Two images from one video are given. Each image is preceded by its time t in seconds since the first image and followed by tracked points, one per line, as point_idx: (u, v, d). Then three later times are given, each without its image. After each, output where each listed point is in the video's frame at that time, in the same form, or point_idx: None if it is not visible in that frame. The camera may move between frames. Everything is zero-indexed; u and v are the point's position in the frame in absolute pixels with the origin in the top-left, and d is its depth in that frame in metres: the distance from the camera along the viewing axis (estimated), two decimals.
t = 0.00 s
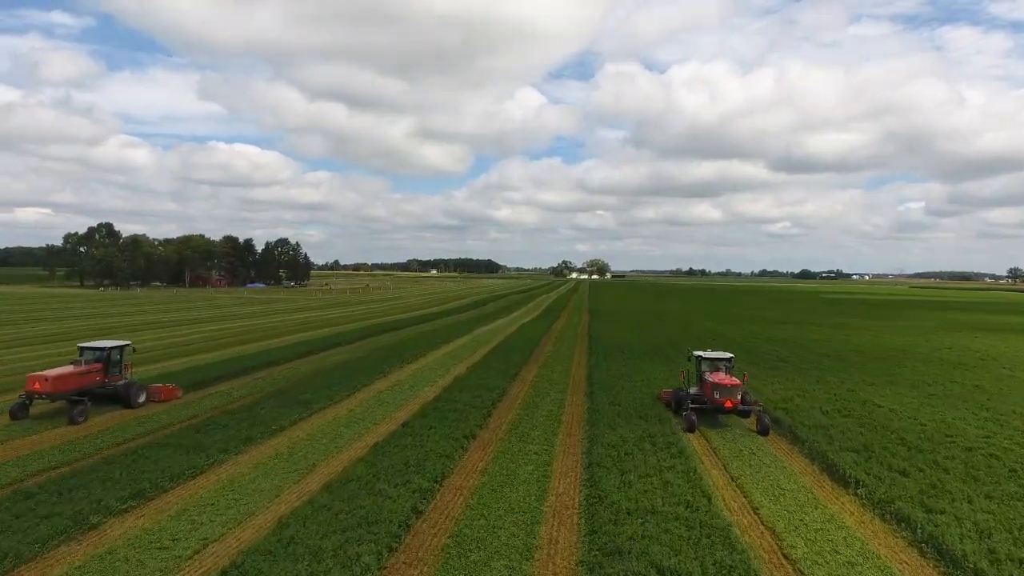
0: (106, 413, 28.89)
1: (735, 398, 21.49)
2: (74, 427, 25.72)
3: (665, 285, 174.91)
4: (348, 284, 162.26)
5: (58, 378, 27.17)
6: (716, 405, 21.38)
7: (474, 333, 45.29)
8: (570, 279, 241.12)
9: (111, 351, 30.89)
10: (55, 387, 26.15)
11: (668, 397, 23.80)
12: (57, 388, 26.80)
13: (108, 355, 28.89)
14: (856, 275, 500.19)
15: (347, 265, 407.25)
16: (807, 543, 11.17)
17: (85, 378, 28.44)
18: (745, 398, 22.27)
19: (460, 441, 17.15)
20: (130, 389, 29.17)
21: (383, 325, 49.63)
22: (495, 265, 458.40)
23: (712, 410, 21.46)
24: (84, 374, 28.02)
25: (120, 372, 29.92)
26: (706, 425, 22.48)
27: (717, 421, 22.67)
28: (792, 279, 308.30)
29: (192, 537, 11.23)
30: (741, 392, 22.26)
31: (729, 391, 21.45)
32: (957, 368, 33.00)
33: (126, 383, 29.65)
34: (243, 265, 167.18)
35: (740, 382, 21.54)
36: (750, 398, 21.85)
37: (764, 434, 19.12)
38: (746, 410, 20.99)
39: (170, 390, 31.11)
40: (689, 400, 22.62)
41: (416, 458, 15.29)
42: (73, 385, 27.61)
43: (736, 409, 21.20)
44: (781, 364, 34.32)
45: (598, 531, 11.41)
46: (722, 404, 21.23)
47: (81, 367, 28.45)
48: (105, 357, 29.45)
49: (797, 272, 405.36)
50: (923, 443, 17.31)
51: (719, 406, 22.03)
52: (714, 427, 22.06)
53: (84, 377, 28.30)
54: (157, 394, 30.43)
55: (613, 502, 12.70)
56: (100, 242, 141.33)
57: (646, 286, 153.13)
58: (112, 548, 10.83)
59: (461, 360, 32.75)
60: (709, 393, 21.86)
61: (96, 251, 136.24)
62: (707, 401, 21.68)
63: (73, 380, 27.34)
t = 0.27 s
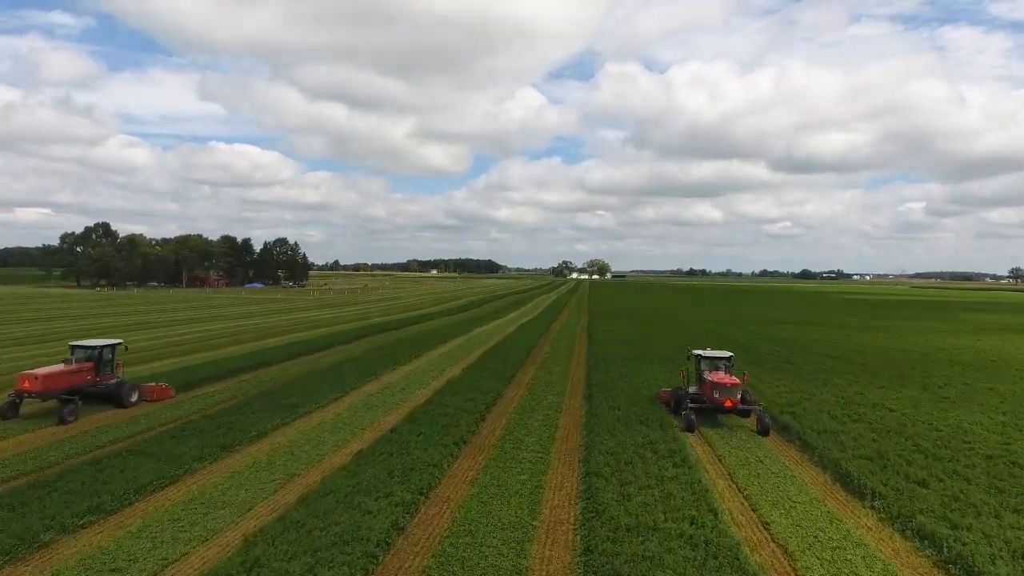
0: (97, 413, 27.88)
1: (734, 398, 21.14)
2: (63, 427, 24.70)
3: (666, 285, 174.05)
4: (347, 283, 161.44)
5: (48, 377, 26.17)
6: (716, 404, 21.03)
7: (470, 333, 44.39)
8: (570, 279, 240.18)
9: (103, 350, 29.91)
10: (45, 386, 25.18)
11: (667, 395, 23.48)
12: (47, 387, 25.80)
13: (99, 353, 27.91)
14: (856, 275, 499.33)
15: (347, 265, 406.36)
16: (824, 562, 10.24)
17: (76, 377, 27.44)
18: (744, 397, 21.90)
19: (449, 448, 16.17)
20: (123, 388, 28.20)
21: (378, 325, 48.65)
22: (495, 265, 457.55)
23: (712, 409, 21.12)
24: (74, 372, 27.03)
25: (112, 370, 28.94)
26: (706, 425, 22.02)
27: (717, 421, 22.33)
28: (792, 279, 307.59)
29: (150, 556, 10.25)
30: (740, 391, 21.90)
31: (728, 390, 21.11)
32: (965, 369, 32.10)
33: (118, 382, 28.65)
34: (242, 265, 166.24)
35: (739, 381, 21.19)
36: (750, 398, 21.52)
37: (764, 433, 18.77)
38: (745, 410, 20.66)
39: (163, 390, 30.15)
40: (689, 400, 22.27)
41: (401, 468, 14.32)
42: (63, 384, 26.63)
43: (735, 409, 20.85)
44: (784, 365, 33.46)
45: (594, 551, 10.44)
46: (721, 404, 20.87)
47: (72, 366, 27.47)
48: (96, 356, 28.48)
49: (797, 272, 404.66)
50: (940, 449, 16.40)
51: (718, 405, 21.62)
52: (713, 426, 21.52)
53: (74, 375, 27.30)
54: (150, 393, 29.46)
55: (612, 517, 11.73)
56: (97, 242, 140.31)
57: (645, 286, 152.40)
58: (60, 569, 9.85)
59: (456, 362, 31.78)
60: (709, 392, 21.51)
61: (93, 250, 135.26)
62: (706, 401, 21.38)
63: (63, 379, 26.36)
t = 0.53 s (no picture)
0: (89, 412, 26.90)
1: (734, 397, 20.84)
2: (53, 427, 23.75)
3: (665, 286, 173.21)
4: (345, 283, 160.46)
5: (37, 375, 25.19)
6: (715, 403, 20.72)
7: (466, 334, 43.48)
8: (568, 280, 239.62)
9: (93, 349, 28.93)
10: (34, 384, 24.21)
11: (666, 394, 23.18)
12: (36, 386, 24.82)
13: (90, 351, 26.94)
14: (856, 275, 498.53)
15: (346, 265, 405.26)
16: None
17: (67, 376, 26.46)
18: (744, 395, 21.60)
19: (437, 456, 15.20)
20: (115, 387, 27.25)
21: (372, 325, 47.68)
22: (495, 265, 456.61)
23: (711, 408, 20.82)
24: (64, 371, 26.05)
25: (103, 369, 27.97)
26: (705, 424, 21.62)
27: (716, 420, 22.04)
28: (792, 279, 306.72)
29: None
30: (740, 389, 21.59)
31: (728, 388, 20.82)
32: (974, 370, 31.25)
33: (110, 380, 27.67)
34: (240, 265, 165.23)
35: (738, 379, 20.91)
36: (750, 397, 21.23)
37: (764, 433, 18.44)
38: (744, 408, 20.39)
39: (156, 389, 29.19)
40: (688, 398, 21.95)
41: (384, 478, 13.34)
42: (53, 383, 25.65)
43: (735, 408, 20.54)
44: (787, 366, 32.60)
45: (590, 572, 9.48)
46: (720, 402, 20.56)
47: (61, 364, 26.49)
48: (87, 354, 27.50)
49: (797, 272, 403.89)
50: (962, 457, 15.44)
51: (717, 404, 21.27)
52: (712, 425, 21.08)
53: (64, 374, 26.33)
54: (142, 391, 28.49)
55: (610, 535, 10.77)
56: (93, 241, 139.25)
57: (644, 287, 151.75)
58: None
59: (450, 363, 30.81)
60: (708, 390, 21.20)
61: (90, 250, 134.32)
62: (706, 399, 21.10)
63: (53, 377, 25.38)
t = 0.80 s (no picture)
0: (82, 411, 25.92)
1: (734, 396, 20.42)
2: (43, 426, 22.78)
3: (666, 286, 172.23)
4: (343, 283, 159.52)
5: (26, 373, 24.22)
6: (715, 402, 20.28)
7: (463, 334, 42.52)
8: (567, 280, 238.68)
9: (84, 348, 27.96)
10: (22, 382, 23.25)
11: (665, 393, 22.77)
12: (25, 384, 23.85)
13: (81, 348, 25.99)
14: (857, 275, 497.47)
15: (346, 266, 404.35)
16: None
17: (57, 374, 25.49)
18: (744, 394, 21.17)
19: (424, 465, 14.25)
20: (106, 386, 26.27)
21: (368, 325, 46.72)
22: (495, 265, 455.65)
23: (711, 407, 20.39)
24: (54, 369, 25.08)
25: (94, 368, 27.00)
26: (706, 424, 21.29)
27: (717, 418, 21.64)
28: (793, 279, 305.71)
29: None
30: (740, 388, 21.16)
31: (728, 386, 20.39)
32: (984, 371, 30.25)
33: (102, 379, 26.70)
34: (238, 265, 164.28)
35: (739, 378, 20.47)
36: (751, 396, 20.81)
37: (765, 432, 18.04)
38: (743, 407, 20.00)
39: (148, 388, 28.21)
40: (688, 398, 21.54)
41: (365, 490, 12.38)
42: (43, 381, 24.67)
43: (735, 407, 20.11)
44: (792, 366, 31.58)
45: None
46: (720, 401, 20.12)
47: (51, 363, 25.52)
48: (78, 352, 26.53)
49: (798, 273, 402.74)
50: (986, 466, 14.47)
51: (717, 403, 20.84)
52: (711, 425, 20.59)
53: (55, 373, 25.36)
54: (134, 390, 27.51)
55: (609, 555, 9.81)
56: (90, 241, 138.27)
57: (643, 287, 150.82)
58: None
59: (445, 364, 29.84)
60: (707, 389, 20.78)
61: (87, 250, 133.37)
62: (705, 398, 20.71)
63: (42, 375, 24.41)
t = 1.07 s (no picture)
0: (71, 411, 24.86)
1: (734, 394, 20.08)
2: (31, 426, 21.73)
3: (666, 286, 171.33)
4: (342, 283, 158.53)
5: (15, 371, 23.16)
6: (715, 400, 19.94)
7: (460, 334, 41.58)
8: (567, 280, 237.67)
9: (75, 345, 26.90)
10: (11, 380, 22.20)
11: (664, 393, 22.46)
12: (13, 382, 22.79)
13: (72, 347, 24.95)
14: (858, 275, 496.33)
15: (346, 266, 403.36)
16: None
17: (47, 372, 24.42)
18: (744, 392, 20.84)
19: (408, 476, 13.25)
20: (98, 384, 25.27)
21: (362, 325, 45.69)
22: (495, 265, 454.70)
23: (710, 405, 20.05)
24: (44, 367, 24.03)
25: (85, 365, 25.99)
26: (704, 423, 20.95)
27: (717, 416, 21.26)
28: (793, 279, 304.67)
29: None
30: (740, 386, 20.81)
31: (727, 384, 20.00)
32: (994, 372, 29.38)
33: (93, 378, 25.65)
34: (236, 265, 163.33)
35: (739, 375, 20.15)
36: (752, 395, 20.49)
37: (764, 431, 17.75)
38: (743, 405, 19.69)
39: (140, 386, 27.23)
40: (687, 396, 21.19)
41: (340, 503, 11.39)
42: (32, 380, 23.61)
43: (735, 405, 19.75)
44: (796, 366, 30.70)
45: None
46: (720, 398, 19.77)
47: (41, 361, 24.45)
48: (69, 350, 25.51)
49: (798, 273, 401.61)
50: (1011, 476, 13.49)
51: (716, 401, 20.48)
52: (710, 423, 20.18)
53: (44, 371, 24.28)
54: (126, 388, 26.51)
55: None
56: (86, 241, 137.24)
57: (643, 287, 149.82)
58: None
59: (439, 366, 28.83)
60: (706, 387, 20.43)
61: (83, 249, 132.33)
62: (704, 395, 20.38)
63: (31, 373, 23.36)
